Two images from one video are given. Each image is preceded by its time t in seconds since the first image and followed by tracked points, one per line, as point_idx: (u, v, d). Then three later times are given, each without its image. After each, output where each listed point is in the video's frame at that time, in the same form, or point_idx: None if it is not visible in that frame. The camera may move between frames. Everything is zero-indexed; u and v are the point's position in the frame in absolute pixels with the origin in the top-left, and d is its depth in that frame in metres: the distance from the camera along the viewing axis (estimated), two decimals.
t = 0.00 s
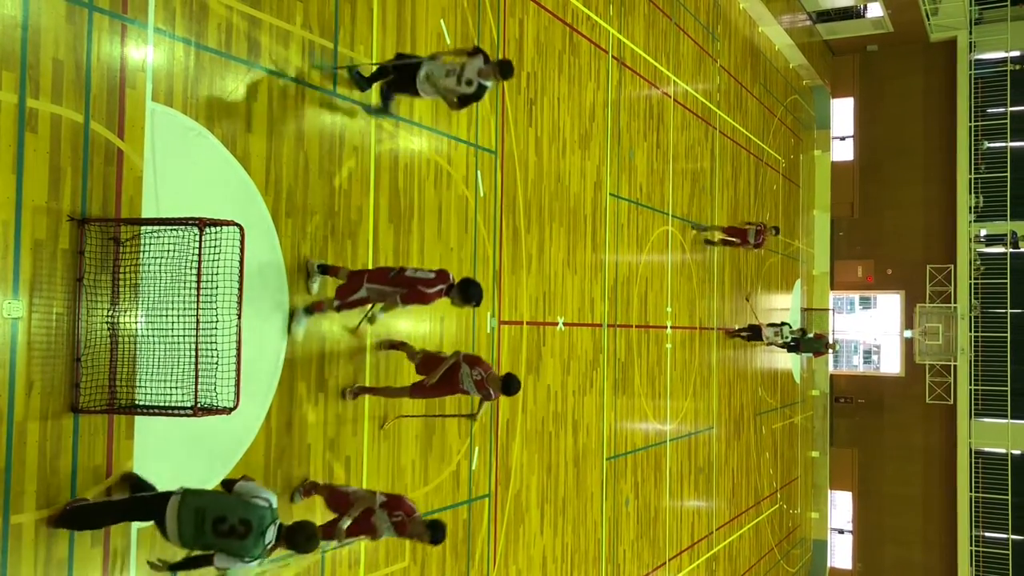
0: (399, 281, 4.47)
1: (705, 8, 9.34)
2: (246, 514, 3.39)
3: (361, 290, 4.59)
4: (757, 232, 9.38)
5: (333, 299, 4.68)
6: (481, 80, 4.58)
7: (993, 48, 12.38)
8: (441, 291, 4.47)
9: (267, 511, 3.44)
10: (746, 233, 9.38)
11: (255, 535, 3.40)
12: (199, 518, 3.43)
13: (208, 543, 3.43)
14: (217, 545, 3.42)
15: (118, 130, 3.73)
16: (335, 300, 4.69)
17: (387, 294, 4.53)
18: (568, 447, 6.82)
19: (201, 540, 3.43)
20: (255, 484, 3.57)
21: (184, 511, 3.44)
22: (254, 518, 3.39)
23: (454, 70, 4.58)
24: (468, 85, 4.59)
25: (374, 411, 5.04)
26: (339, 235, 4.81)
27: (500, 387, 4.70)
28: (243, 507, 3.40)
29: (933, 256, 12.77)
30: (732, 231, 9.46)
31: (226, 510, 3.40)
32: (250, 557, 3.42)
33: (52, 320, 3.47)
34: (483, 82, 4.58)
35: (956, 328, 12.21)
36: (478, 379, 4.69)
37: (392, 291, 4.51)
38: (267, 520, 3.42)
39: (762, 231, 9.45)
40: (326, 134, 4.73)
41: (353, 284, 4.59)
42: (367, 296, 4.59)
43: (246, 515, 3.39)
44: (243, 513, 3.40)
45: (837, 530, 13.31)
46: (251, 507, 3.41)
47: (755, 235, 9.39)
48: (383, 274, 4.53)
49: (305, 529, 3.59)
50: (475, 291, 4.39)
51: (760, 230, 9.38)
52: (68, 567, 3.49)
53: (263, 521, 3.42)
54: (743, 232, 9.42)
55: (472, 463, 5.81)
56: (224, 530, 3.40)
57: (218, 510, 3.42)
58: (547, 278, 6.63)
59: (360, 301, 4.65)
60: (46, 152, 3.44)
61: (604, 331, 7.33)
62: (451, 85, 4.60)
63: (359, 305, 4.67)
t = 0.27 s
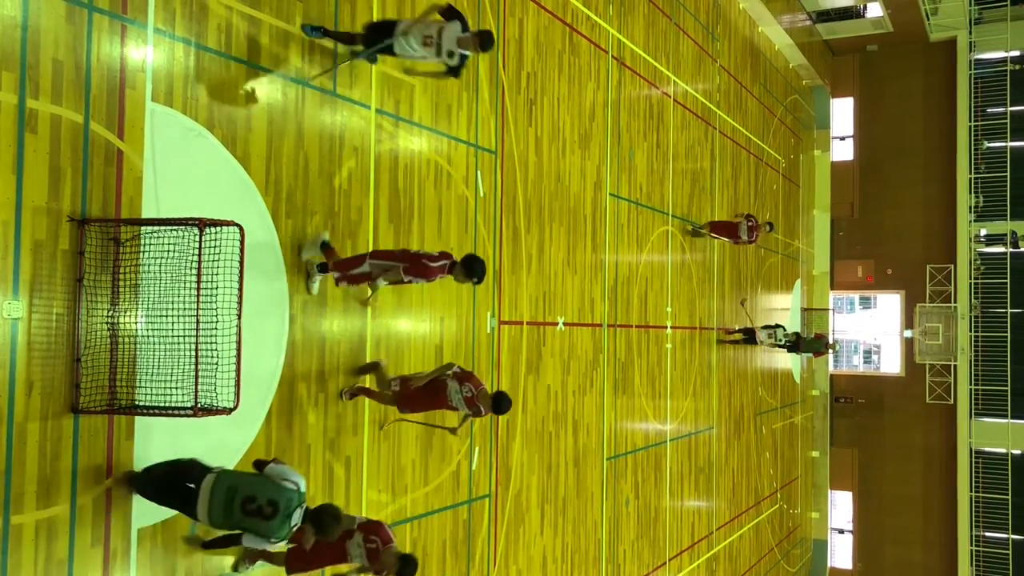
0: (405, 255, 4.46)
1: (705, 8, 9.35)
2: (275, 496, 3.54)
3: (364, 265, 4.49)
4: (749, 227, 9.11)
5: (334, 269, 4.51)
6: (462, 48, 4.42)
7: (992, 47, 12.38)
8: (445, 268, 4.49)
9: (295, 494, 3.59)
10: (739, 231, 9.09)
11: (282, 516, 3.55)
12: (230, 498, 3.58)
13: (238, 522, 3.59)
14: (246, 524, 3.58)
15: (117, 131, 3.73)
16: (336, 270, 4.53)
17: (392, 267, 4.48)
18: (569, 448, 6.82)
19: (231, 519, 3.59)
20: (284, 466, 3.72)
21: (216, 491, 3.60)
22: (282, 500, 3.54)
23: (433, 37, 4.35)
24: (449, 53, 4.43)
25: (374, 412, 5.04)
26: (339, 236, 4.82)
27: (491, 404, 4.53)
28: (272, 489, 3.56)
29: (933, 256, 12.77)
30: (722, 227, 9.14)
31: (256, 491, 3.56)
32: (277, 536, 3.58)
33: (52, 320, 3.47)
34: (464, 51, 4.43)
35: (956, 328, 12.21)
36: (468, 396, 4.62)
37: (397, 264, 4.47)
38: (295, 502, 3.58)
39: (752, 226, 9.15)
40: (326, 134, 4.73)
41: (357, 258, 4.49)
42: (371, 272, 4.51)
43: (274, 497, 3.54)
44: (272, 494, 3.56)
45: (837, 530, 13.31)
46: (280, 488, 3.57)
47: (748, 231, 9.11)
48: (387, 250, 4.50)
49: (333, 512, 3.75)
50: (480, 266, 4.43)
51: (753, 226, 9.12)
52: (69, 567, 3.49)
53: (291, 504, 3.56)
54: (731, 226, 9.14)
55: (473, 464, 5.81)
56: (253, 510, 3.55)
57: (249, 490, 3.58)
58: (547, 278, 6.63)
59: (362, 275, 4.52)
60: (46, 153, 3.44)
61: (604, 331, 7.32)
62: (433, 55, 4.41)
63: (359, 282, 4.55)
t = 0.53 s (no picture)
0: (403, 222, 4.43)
1: (704, 9, 9.36)
2: (308, 472, 3.69)
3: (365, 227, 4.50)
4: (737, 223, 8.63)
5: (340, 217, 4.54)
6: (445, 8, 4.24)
7: (992, 48, 12.39)
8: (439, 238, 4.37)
9: (327, 474, 3.74)
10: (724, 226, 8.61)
11: (312, 492, 3.67)
12: (265, 471, 3.73)
13: (268, 496, 3.72)
14: (276, 499, 3.70)
15: (117, 132, 3.73)
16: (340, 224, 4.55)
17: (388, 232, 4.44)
18: (568, 448, 6.82)
19: (262, 493, 3.72)
20: (322, 450, 3.89)
21: (253, 463, 3.76)
22: (315, 476, 3.68)
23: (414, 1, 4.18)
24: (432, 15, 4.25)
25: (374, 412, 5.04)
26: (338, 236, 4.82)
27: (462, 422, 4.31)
28: (306, 465, 3.71)
29: (932, 256, 12.77)
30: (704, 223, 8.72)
31: (291, 466, 3.71)
32: (304, 513, 3.69)
33: (52, 322, 3.47)
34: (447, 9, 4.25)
35: (955, 328, 12.19)
36: (442, 413, 4.41)
37: (393, 232, 4.43)
38: (326, 481, 3.71)
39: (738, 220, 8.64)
40: (325, 135, 4.73)
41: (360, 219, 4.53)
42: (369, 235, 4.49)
43: (308, 473, 3.69)
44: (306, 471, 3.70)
45: (837, 530, 13.30)
46: (315, 466, 3.73)
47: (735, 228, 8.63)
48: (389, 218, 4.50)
49: (361, 496, 3.74)
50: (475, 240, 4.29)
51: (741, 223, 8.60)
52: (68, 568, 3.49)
53: (322, 483, 3.70)
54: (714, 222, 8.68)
55: (472, 464, 5.81)
56: (285, 484, 3.69)
57: (285, 464, 3.74)
58: (547, 278, 6.63)
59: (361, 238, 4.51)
60: (45, 154, 3.44)
61: (604, 332, 7.33)
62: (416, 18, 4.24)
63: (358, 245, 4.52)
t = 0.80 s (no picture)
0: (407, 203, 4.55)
1: (703, 10, 9.36)
2: (332, 450, 3.81)
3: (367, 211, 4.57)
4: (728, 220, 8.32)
5: (339, 207, 4.58)
6: None
7: (991, 49, 12.40)
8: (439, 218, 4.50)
9: (349, 457, 3.86)
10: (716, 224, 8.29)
11: (334, 467, 3.76)
12: (290, 446, 3.85)
13: (288, 468, 3.79)
14: (296, 471, 3.77)
15: (116, 132, 3.73)
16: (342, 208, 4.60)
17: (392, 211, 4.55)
18: (568, 449, 6.83)
19: (283, 465, 3.80)
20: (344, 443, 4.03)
21: (279, 439, 3.88)
22: (338, 453, 3.80)
23: None
24: None
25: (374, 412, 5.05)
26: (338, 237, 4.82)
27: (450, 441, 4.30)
28: (332, 444, 3.85)
29: (932, 256, 12.78)
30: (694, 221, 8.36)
31: (316, 443, 3.84)
32: (321, 486, 3.73)
33: (51, 322, 3.47)
34: None
35: (953, 328, 12.19)
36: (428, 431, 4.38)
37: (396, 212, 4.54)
38: (348, 462, 3.82)
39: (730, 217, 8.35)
40: (325, 135, 4.73)
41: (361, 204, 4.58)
42: (371, 217, 4.58)
43: (332, 450, 3.81)
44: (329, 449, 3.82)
45: (836, 531, 13.30)
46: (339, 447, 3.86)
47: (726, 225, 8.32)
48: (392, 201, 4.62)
49: (376, 485, 3.87)
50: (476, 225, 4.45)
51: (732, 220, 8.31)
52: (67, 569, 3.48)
53: (343, 463, 3.81)
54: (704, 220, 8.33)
55: (472, 464, 5.81)
56: (308, 457, 3.79)
57: (310, 442, 3.86)
58: (547, 279, 6.64)
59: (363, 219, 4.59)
60: (44, 154, 3.43)
61: (603, 332, 7.34)
62: None
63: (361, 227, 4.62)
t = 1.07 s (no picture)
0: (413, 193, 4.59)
1: (703, 11, 9.36)
2: (345, 463, 3.83)
3: (371, 205, 4.58)
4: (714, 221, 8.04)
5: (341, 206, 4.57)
6: None
7: (990, 49, 12.40)
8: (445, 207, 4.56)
9: (360, 473, 3.88)
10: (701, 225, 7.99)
11: (344, 480, 3.78)
12: (306, 450, 3.88)
13: (299, 470, 3.81)
14: (306, 475, 3.79)
15: (115, 132, 3.73)
16: (344, 206, 4.58)
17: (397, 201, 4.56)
18: (568, 449, 6.83)
19: (295, 466, 3.82)
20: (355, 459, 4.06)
21: (296, 441, 3.92)
22: (351, 467, 3.82)
23: None
24: None
25: (373, 413, 5.05)
26: (338, 238, 4.83)
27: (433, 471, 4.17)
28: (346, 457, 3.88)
29: (931, 256, 12.79)
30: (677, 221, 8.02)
31: (331, 453, 3.87)
32: (327, 495, 3.74)
33: (50, 322, 3.47)
34: None
35: (953, 329, 12.26)
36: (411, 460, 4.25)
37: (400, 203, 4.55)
38: (358, 478, 3.84)
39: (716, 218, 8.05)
40: (324, 136, 4.73)
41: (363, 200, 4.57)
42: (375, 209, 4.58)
43: (346, 463, 3.83)
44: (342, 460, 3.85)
45: (836, 531, 13.29)
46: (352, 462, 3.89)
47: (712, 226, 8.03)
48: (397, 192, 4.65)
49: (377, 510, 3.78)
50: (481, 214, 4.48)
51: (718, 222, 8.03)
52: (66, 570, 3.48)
53: (352, 478, 3.81)
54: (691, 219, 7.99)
55: (472, 465, 5.81)
56: (321, 464, 3.80)
57: (324, 452, 3.88)
58: (547, 279, 6.64)
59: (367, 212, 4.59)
60: (44, 155, 3.43)
61: (603, 333, 7.34)
62: None
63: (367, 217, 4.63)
